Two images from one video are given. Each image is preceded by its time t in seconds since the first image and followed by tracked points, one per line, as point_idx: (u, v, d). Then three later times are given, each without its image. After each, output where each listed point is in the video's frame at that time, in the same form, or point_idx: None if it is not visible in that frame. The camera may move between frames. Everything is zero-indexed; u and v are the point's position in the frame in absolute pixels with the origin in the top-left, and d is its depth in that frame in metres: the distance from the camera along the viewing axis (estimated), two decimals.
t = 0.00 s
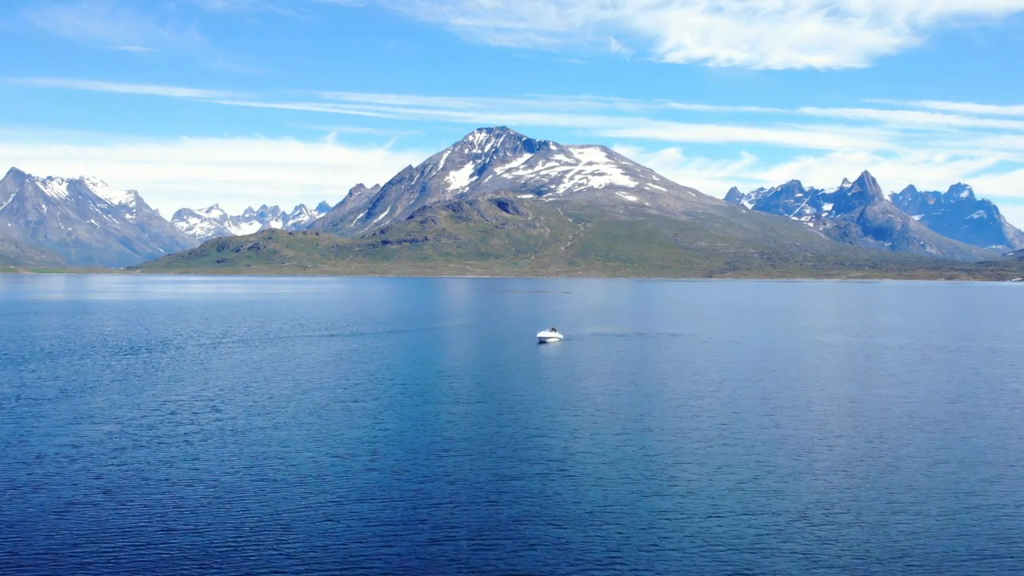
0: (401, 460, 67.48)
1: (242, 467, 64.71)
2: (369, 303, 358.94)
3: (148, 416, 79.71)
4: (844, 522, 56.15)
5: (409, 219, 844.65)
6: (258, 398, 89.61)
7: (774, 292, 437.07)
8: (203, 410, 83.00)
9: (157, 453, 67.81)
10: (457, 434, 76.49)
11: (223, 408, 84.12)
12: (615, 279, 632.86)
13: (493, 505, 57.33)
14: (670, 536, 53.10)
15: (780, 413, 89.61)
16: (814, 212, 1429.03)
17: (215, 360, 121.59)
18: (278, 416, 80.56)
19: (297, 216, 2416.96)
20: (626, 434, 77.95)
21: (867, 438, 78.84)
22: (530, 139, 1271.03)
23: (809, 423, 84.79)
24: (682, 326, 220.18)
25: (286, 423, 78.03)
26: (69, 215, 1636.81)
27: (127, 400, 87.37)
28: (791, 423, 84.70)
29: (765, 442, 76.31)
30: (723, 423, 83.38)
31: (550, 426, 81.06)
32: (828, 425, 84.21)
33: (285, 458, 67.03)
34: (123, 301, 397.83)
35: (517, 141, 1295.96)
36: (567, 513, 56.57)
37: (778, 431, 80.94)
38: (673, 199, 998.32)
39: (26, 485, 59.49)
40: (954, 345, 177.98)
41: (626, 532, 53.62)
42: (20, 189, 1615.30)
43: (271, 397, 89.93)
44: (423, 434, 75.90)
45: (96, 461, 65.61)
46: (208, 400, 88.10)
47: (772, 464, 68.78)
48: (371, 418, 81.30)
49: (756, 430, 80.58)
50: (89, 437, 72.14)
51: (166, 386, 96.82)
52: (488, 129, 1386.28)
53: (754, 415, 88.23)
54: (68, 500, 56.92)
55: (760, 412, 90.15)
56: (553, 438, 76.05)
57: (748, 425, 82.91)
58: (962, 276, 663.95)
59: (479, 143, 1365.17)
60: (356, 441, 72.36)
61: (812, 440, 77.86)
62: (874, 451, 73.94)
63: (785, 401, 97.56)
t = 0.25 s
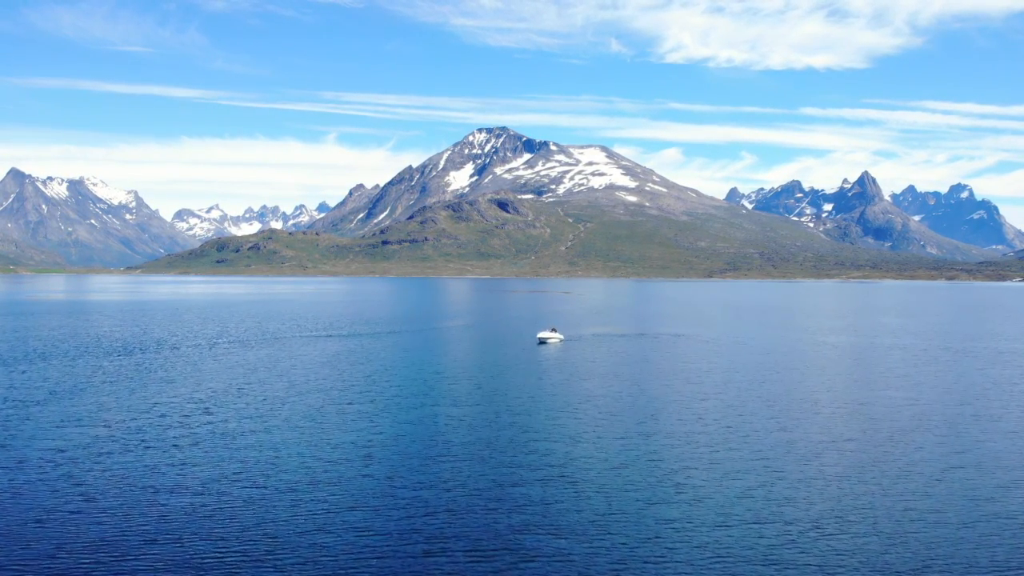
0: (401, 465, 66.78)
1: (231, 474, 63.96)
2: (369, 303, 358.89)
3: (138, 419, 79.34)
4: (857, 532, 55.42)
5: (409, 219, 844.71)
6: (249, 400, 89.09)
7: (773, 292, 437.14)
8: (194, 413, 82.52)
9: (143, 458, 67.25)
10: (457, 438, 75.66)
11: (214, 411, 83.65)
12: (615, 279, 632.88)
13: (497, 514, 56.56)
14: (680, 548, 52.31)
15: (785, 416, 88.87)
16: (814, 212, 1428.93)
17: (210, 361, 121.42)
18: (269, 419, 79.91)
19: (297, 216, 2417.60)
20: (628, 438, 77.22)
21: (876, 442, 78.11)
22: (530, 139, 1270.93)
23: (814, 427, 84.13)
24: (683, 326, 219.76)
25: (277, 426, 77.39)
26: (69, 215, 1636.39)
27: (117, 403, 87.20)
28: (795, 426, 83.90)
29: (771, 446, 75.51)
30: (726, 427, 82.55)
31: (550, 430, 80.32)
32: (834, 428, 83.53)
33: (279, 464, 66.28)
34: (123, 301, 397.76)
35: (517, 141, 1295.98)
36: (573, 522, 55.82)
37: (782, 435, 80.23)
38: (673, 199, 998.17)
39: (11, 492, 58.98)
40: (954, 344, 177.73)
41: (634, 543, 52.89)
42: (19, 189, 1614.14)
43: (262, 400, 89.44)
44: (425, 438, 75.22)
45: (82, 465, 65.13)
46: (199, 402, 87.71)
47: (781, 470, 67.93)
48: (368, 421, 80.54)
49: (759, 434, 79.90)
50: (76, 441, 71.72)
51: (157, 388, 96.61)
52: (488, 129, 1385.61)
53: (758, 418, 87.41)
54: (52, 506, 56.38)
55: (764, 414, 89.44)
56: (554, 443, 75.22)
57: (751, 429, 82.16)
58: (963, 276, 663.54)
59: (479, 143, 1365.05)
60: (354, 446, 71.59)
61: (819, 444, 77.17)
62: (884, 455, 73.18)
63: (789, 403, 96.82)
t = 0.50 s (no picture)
0: (400, 470, 65.80)
1: (219, 479, 63.04)
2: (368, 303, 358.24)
3: (125, 422, 78.52)
4: (868, 541, 54.27)
5: (409, 219, 844.12)
6: (240, 402, 88.38)
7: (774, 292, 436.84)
8: (181, 417, 81.48)
9: (130, 463, 66.33)
10: (458, 444, 74.34)
11: (204, 414, 82.65)
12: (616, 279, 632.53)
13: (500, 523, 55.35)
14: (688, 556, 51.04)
15: (790, 419, 87.92)
16: (815, 212, 1428.65)
17: (201, 362, 120.61)
18: (262, 422, 79.00)
19: (297, 216, 2417.15)
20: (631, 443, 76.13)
21: (883, 446, 77.02)
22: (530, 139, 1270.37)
23: (821, 429, 82.99)
24: (685, 326, 219.33)
25: (267, 430, 76.26)
26: (69, 215, 1635.01)
27: (103, 406, 86.35)
28: (801, 429, 82.94)
29: (777, 452, 74.19)
30: (730, 430, 81.42)
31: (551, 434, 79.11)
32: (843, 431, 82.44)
33: (272, 468, 65.30)
34: (122, 301, 397.08)
35: (518, 141, 1295.57)
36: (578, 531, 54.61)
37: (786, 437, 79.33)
38: (673, 199, 997.69)
39: None
40: (955, 344, 177.09)
41: (641, 555, 51.62)
42: (19, 189, 1611.95)
43: (252, 403, 88.53)
44: (426, 441, 74.24)
45: (66, 469, 64.39)
46: (187, 405, 86.84)
47: (788, 476, 66.82)
48: (364, 425, 79.40)
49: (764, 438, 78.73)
50: (61, 444, 70.89)
51: (146, 390, 95.97)
52: (488, 129, 1384.43)
53: (762, 420, 86.50)
54: (32, 513, 55.56)
55: (769, 417, 88.27)
56: (557, 447, 73.84)
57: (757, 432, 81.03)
58: (963, 276, 663.03)
59: (479, 143, 1364.61)
60: (350, 452, 70.41)
61: (827, 448, 76.13)
62: (894, 462, 72.03)
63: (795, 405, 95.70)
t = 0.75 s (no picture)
0: (395, 467, 66.51)
1: (206, 475, 63.91)
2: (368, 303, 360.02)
3: (114, 427, 79.16)
4: (855, 531, 54.87)
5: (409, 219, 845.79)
6: (229, 406, 89.81)
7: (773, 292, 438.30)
8: (171, 420, 82.86)
9: (116, 465, 66.65)
10: (453, 442, 75.07)
11: (194, 417, 84.03)
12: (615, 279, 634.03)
13: (488, 515, 55.93)
14: (674, 547, 51.70)
15: (782, 419, 88.58)
16: (815, 212, 1430.07)
17: (195, 363, 122.45)
18: (250, 425, 80.27)
19: (298, 216, 2420.48)
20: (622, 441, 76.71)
21: (873, 443, 77.63)
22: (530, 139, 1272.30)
23: (812, 429, 83.64)
24: (683, 326, 221.06)
25: (254, 433, 77.44)
26: (70, 215, 1639.31)
27: (95, 408, 87.98)
28: (791, 428, 83.59)
29: (768, 449, 74.75)
30: (720, 430, 82.09)
31: (544, 433, 79.77)
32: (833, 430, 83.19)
33: (260, 467, 66.16)
34: (124, 301, 399.22)
35: (518, 141, 1297.69)
36: (567, 523, 55.22)
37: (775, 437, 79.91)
38: (673, 199, 998.92)
39: None
40: (952, 345, 178.06)
41: (640, 551, 51.43)
42: (20, 189, 1616.78)
43: (241, 406, 89.77)
44: (426, 444, 74.17)
45: (52, 471, 64.83)
46: (177, 409, 88.27)
47: (786, 475, 66.79)
48: (356, 427, 80.45)
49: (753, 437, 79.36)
50: (49, 448, 71.48)
51: (138, 392, 97.72)
52: (489, 129, 1386.76)
53: (753, 420, 87.16)
54: (16, 511, 56.00)
55: (760, 417, 89.03)
56: (551, 446, 74.49)
57: (746, 431, 81.83)
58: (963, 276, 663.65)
59: (479, 143, 1366.74)
60: (342, 452, 71.04)
61: (827, 447, 75.98)
62: (882, 457, 72.58)
63: (787, 406, 96.48)
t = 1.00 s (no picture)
0: (393, 473, 65.23)
1: (192, 482, 62.71)
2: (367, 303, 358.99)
3: (99, 431, 77.90)
4: (867, 543, 53.53)
5: (409, 219, 844.77)
6: (219, 408, 88.66)
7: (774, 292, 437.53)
8: (159, 423, 81.60)
9: (101, 470, 65.25)
10: (450, 447, 73.74)
11: (184, 420, 82.92)
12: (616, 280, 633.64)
13: (487, 526, 54.66)
14: (682, 560, 50.37)
15: (786, 421, 87.38)
16: (815, 212, 1429.41)
17: (188, 364, 121.48)
18: (240, 429, 79.05)
19: (297, 216, 2420.47)
20: (624, 445, 75.42)
21: (880, 447, 76.53)
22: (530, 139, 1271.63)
23: (817, 433, 82.38)
24: (684, 326, 220.50)
25: (243, 436, 76.21)
26: (70, 216, 1638.14)
27: (83, 409, 86.99)
28: (795, 432, 82.31)
29: (773, 453, 73.53)
30: (723, 434, 80.77)
31: (543, 437, 78.50)
32: (839, 434, 81.99)
33: (249, 472, 64.96)
34: (123, 301, 398.21)
35: (518, 141, 1296.80)
36: (569, 533, 54.07)
37: (779, 440, 78.66)
38: (673, 199, 998.00)
39: None
40: (954, 345, 177.32)
41: (648, 563, 50.03)
42: (20, 189, 1615.77)
43: (231, 409, 88.64)
44: (425, 449, 72.73)
45: (33, 476, 63.52)
46: (167, 411, 87.11)
47: (795, 482, 65.26)
48: (351, 430, 79.36)
49: (757, 441, 78.03)
50: (30, 452, 70.13)
51: (129, 394, 96.78)
52: (488, 129, 1385.92)
53: (756, 423, 85.91)
54: None
55: (765, 420, 87.82)
56: (551, 450, 73.18)
57: (749, 435, 80.58)
58: (964, 276, 662.90)
59: (479, 143, 1365.68)
60: (337, 456, 69.83)
61: (837, 452, 74.49)
62: (891, 462, 71.31)
63: (790, 408, 95.38)
